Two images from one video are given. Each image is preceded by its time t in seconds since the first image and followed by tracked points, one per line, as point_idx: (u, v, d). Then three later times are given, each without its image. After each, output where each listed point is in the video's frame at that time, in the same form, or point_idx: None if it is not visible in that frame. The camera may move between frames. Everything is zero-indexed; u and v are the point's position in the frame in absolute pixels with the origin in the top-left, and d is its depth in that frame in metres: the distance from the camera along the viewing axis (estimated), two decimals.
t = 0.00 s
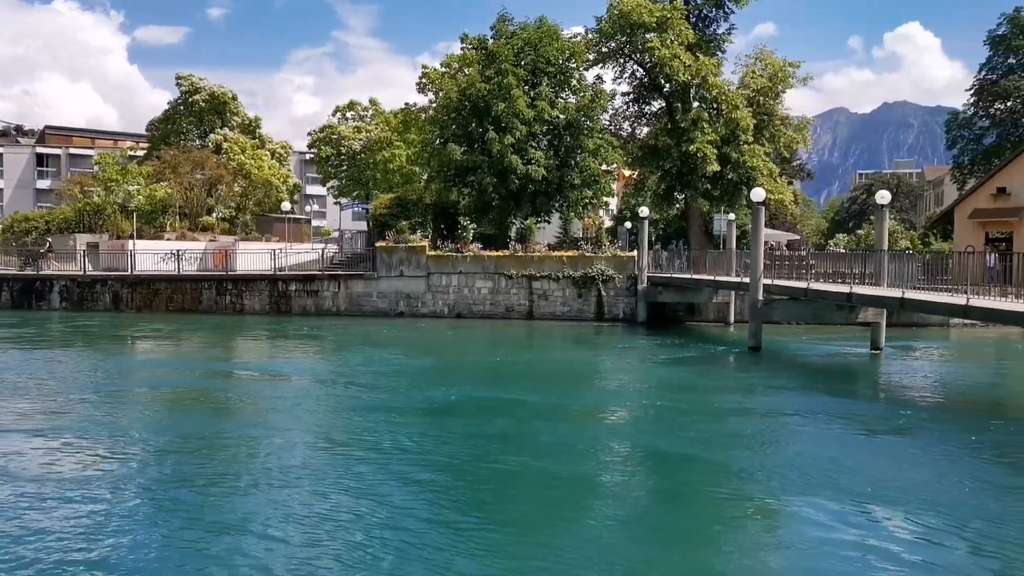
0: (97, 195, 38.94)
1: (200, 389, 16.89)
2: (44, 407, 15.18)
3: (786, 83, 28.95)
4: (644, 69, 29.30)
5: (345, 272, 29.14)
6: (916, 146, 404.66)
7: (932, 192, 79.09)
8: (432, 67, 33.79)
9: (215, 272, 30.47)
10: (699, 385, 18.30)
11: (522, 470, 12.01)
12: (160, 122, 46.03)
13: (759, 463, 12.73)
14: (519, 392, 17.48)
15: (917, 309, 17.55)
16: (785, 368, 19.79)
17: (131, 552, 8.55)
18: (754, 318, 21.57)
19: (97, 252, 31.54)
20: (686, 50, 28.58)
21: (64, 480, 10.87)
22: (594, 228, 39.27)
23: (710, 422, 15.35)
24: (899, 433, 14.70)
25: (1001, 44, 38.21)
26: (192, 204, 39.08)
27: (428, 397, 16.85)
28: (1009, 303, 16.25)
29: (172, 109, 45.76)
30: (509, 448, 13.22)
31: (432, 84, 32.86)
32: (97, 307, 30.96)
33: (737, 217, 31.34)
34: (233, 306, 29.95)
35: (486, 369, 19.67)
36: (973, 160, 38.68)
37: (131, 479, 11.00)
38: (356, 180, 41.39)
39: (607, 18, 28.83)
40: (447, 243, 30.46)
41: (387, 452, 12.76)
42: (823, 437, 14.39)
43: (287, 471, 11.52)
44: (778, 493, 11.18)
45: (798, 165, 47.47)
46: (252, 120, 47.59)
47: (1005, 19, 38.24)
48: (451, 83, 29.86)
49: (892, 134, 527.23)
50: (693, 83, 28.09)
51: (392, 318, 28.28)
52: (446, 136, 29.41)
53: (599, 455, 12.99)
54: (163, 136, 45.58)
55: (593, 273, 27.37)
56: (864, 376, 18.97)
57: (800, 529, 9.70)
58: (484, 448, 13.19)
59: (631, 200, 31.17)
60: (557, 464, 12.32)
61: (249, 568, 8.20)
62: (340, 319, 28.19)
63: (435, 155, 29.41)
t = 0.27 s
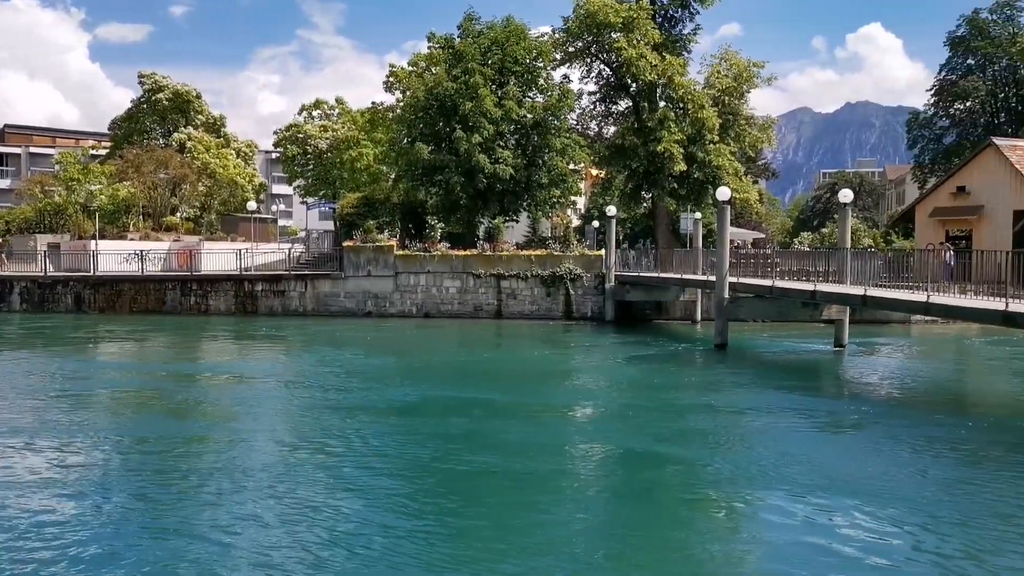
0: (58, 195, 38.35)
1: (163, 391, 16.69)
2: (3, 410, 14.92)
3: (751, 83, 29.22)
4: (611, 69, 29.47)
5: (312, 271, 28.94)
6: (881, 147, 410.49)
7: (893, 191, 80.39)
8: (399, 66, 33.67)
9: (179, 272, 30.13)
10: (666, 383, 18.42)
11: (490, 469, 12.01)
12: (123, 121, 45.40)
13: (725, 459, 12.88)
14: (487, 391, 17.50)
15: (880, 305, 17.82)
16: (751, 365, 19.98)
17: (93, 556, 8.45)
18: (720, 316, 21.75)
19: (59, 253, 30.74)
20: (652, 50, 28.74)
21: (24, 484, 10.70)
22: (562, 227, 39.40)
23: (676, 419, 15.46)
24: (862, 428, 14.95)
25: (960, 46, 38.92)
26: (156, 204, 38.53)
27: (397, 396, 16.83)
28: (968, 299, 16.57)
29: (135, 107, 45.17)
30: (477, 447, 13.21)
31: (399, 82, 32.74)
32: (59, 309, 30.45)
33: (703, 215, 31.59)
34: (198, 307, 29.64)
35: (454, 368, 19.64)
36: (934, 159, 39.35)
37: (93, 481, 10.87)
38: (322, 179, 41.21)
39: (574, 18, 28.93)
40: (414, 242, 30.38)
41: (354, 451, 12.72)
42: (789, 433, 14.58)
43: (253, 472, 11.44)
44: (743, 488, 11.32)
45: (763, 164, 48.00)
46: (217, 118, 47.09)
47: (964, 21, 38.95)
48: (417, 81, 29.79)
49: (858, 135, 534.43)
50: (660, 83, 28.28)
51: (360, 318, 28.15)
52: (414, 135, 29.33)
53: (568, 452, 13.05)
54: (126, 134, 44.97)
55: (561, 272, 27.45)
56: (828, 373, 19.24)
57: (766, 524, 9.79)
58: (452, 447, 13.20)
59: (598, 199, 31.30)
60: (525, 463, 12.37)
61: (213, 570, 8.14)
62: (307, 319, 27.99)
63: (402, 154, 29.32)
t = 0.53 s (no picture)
0: (17, 195, 37.32)
1: (127, 394, 16.45)
2: None
3: (718, 83, 29.45)
4: (578, 69, 29.57)
5: (278, 272, 28.69)
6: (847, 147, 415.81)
7: (857, 190, 81.56)
8: (365, 65, 33.50)
9: (143, 273, 29.75)
10: (635, 381, 18.49)
11: (458, 468, 11.98)
12: (84, 120, 44.76)
13: (693, 456, 12.98)
14: (457, 390, 17.49)
15: (844, 303, 18.04)
16: (718, 363, 20.13)
17: (56, 561, 8.32)
18: (687, 315, 21.80)
19: (20, 254, 30.32)
20: (619, 50, 28.87)
21: None
22: (531, 226, 39.47)
23: (644, 417, 15.53)
24: (826, 424, 15.15)
25: (921, 47, 39.55)
26: (119, 205, 38.21)
27: (365, 396, 16.74)
28: (930, 297, 16.83)
29: (98, 106, 44.55)
30: (446, 447, 13.18)
31: (366, 81, 32.57)
32: (19, 311, 29.72)
33: (671, 214, 31.80)
34: (162, 308, 29.27)
35: (422, 368, 19.57)
36: (896, 159, 39.95)
37: (56, 486, 10.70)
38: (289, 179, 40.97)
39: (541, 17, 28.99)
40: (382, 242, 30.27)
41: (322, 452, 12.64)
42: (755, 429, 14.72)
43: (220, 475, 11.34)
44: (711, 485, 11.43)
45: (729, 164, 48.44)
46: (181, 117, 46.53)
47: (925, 23, 39.59)
48: (385, 81, 29.67)
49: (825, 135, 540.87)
50: (627, 83, 28.41)
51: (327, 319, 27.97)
52: (381, 135, 29.21)
53: (537, 451, 13.07)
54: (88, 134, 44.33)
55: (530, 271, 27.49)
56: (794, 370, 19.46)
57: (733, 521, 9.86)
58: (421, 446, 13.17)
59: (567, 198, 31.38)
60: (494, 462, 12.38)
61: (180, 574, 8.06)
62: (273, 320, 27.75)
63: (370, 154, 29.20)
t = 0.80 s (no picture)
0: None
1: (87, 396, 16.21)
2: None
3: (683, 84, 29.65)
4: (545, 69, 29.64)
5: (243, 272, 28.42)
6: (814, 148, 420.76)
7: (820, 190, 82.58)
8: (331, 63, 33.30)
9: (104, 273, 29.32)
10: (602, 380, 18.58)
11: (423, 469, 11.96)
12: (44, 118, 44.04)
13: (659, 454, 13.07)
14: (424, 390, 17.46)
15: (808, 302, 18.27)
16: (684, 361, 20.30)
17: (15, 566, 8.19)
18: (653, 314, 21.75)
19: None
20: (586, 50, 28.97)
21: None
22: (498, 226, 39.51)
23: (611, 416, 15.59)
24: (790, 421, 15.33)
25: (882, 49, 40.13)
26: (80, 205, 37.50)
27: (331, 397, 16.66)
28: (891, 295, 17.10)
29: (58, 104, 43.87)
30: (412, 447, 13.15)
31: (332, 80, 32.38)
32: None
33: (637, 214, 31.99)
34: (125, 309, 28.89)
35: (389, 368, 19.52)
36: (858, 159, 40.51)
37: (14, 490, 10.52)
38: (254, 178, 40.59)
39: (508, 17, 29.03)
40: (349, 242, 30.13)
41: (287, 454, 12.56)
42: (720, 427, 14.86)
43: (182, 477, 11.23)
44: (676, 482, 11.52)
45: (695, 164, 48.84)
46: (144, 116, 45.94)
47: (886, 25, 40.17)
48: (350, 79, 29.52)
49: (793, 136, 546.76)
50: (593, 83, 28.51)
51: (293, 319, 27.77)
52: (347, 134, 29.07)
53: (503, 450, 13.09)
54: (47, 132, 43.55)
55: (498, 271, 27.51)
56: (759, 368, 19.65)
57: (700, 518, 9.95)
58: (388, 447, 13.13)
59: (534, 198, 31.42)
60: (461, 461, 12.38)
61: None
62: (238, 321, 27.50)
63: (336, 153, 29.05)
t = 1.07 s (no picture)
0: None
1: (43, 398, 15.90)
2: None
3: (647, 83, 29.84)
4: (509, 67, 29.67)
5: (205, 271, 28.07)
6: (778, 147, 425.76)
7: (781, 188, 83.62)
8: (294, 61, 33.01)
9: (62, 272, 28.77)
10: (566, 378, 18.64)
11: (388, 469, 11.90)
12: None
13: (624, 451, 13.14)
14: (389, 390, 17.38)
15: (769, 300, 18.49)
16: (648, 359, 20.44)
17: None
18: (618, 312, 21.91)
19: None
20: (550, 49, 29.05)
21: None
22: (462, 225, 39.49)
23: (576, 414, 15.64)
24: (752, 417, 15.50)
25: (841, 49, 40.72)
26: (35, 202, 36.44)
27: (294, 397, 16.52)
28: (851, 293, 17.36)
29: (12, 101, 42.98)
30: (377, 447, 13.08)
31: (294, 78, 32.10)
32: None
33: (601, 213, 32.14)
34: (83, 309, 28.41)
35: (353, 368, 19.41)
36: (818, 159, 41.03)
37: None
38: (216, 177, 39.90)
39: (472, 15, 29.01)
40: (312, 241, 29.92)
41: (250, 454, 12.43)
42: (684, 424, 14.98)
43: (142, 479, 11.06)
44: (640, 479, 11.59)
45: (659, 163, 49.21)
46: (102, 113, 45.24)
47: (845, 26, 40.76)
48: (313, 77, 29.31)
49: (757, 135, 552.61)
50: (558, 82, 28.57)
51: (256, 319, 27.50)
52: (310, 132, 28.85)
53: (469, 449, 13.07)
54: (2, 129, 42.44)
55: (463, 270, 27.49)
56: (723, 365, 19.81)
57: (664, 514, 10.01)
58: (352, 447, 13.05)
59: (499, 197, 31.43)
60: (426, 461, 12.34)
61: None
62: (199, 321, 27.18)
63: (299, 151, 28.82)
